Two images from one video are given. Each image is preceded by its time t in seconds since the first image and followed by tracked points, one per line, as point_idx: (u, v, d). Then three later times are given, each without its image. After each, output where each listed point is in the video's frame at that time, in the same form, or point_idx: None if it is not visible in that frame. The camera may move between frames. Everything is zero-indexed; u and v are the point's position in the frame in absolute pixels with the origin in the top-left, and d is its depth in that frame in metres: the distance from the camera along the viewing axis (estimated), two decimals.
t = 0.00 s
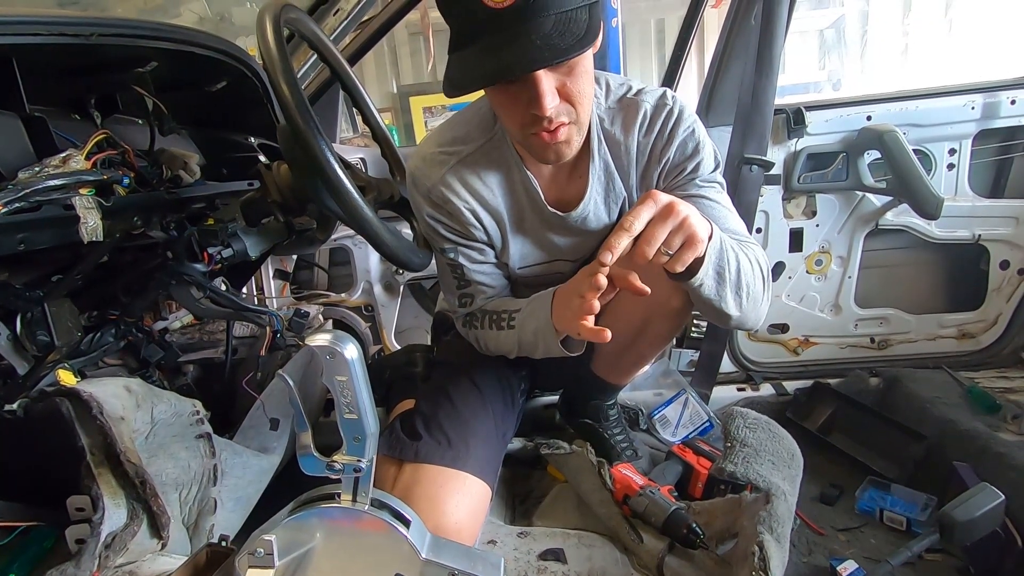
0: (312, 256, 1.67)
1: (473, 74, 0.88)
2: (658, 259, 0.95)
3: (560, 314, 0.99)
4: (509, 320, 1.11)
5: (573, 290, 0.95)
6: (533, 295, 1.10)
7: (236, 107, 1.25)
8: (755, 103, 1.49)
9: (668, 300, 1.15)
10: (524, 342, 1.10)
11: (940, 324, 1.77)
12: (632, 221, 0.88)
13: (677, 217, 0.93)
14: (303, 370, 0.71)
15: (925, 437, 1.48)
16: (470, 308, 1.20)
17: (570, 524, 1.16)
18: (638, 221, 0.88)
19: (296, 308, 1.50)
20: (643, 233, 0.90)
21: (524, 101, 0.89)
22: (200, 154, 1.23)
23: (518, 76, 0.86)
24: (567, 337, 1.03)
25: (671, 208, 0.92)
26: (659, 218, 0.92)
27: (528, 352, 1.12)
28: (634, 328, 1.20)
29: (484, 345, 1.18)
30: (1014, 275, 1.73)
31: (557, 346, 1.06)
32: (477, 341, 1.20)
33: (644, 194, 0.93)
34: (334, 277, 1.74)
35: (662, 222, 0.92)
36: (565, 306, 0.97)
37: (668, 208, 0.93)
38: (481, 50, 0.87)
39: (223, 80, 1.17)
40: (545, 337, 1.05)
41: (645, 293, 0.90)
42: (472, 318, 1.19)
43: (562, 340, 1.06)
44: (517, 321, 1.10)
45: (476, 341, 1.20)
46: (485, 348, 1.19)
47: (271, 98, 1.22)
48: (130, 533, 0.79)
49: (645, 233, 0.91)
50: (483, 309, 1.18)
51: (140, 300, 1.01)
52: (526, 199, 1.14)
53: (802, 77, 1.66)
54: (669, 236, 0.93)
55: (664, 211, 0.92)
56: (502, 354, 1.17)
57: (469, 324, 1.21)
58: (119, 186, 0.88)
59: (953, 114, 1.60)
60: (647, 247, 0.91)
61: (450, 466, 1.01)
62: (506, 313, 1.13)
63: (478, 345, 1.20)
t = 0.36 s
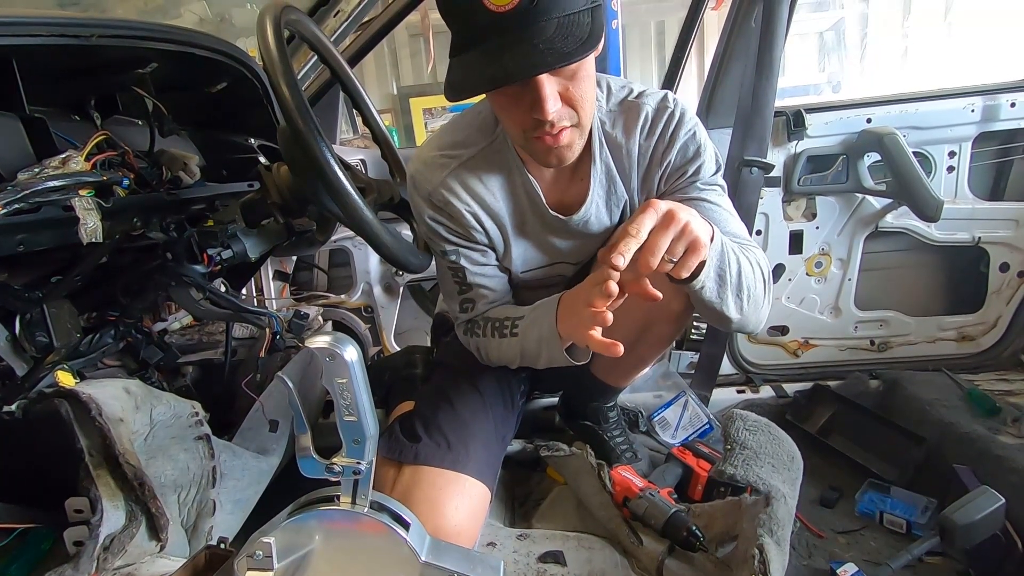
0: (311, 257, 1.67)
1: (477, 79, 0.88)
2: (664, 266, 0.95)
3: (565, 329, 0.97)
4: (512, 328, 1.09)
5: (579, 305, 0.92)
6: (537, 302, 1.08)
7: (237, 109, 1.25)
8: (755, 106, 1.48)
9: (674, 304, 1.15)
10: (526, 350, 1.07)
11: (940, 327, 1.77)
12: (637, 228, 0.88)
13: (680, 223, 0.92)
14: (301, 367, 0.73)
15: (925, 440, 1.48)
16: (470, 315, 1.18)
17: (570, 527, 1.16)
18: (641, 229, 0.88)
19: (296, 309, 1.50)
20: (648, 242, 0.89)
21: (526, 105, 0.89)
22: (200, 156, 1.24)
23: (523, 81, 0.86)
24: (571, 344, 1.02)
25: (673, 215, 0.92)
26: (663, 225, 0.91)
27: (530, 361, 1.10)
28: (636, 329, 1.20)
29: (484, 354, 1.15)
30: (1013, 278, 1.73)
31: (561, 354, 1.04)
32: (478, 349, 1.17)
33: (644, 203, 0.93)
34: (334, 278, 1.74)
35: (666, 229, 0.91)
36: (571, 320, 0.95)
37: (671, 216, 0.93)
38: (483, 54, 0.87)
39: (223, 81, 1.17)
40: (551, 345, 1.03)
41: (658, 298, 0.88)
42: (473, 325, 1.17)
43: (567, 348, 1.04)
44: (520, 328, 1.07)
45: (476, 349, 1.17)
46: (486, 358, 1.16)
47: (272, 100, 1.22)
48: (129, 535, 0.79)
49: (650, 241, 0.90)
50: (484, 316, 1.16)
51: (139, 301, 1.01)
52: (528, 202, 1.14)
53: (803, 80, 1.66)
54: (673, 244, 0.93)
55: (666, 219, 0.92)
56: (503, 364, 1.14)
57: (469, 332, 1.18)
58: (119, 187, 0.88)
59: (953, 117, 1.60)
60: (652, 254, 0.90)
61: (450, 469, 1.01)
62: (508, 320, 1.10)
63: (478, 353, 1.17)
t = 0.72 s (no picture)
0: (311, 258, 1.67)
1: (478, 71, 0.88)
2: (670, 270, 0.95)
3: (573, 337, 0.96)
4: (510, 334, 1.06)
5: (587, 311, 0.91)
6: (538, 308, 1.05)
7: (236, 110, 1.25)
8: (755, 108, 1.48)
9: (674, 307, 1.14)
10: (525, 356, 1.05)
11: (940, 328, 1.77)
12: (645, 231, 0.87)
13: (685, 227, 0.92)
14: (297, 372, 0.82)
15: (925, 442, 1.48)
16: (466, 318, 1.15)
17: (570, 529, 1.16)
18: (651, 230, 0.88)
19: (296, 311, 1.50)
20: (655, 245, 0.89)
21: (527, 101, 0.89)
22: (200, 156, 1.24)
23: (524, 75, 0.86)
24: (574, 351, 0.99)
25: (676, 219, 0.92)
26: (668, 230, 0.91)
27: (527, 370, 1.07)
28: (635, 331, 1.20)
29: (479, 360, 1.12)
30: (1013, 280, 1.73)
31: (563, 363, 1.01)
32: (472, 356, 1.13)
33: (648, 206, 0.93)
34: (333, 279, 1.74)
35: (672, 233, 0.91)
36: (579, 327, 0.93)
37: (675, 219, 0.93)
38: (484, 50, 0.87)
39: (223, 82, 1.16)
40: (553, 355, 1.00)
41: (671, 299, 0.87)
42: (469, 331, 1.13)
43: (571, 357, 1.01)
44: (518, 335, 1.05)
45: (470, 357, 1.14)
46: (481, 366, 1.12)
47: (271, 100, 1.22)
48: (127, 537, 0.81)
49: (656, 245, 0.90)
50: (481, 323, 1.13)
51: (139, 301, 1.01)
52: (528, 203, 1.14)
53: (803, 81, 1.66)
54: (679, 247, 0.93)
55: (670, 223, 0.92)
56: (499, 374, 1.11)
57: (464, 338, 1.15)
58: (118, 188, 0.88)
59: (953, 119, 1.60)
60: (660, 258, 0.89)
61: (449, 471, 1.01)
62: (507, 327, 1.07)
63: (472, 360, 1.14)
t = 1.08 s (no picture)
0: (310, 258, 1.66)
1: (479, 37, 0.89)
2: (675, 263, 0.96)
3: (580, 332, 0.92)
4: (510, 331, 1.01)
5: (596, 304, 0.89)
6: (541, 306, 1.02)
7: (235, 111, 1.25)
8: (755, 110, 1.48)
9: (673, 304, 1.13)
10: (526, 355, 0.99)
11: (939, 330, 1.77)
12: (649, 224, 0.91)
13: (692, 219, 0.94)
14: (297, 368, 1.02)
15: (923, 444, 1.48)
16: (462, 311, 1.10)
17: (568, 530, 1.16)
18: (658, 218, 0.92)
19: (295, 311, 1.50)
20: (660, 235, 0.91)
21: (527, 80, 0.90)
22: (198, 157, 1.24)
23: (521, 47, 0.89)
24: (582, 349, 0.95)
25: (682, 210, 0.94)
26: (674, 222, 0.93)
27: (526, 372, 1.02)
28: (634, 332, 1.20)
29: (473, 360, 1.06)
30: (1012, 281, 1.73)
31: (569, 363, 0.96)
32: (465, 356, 1.07)
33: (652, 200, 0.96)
34: (333, 280, 1.74)
35: (678, 224, 0.93)
36: (587, 322, 0.91)
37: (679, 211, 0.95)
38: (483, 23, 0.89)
39: (222, 82, 1.16)
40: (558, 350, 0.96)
41: (690, 291, 0.88)
42: (465, 329, 1.07)
43: (577, 357, 0.97)
44: (520, 332, 1.00)
45: (465, 357, 1.08)
46: (475, 367, 1.06)
47: (271, 101, 1.22)
48: (124, 538, 0.79)
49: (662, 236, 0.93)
50: (477, 320, 1.06)
51: (137, 302, 1.00)
52: (528, 198, 1.14)
53: (802, 82, 1.66)
54: (684, 239, 0.95)
55: (675, 215, 0.94)
56: (494, 378, 1.06)
57: (459, 336, 1.08)
58: (116, 188, 0.88)
59: (952, 120, 1.60)
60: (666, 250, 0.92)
61: (448, 472, 1.01)
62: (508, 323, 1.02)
63: (465, 362, 1.08)
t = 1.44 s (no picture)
0: (310, 260, 1.66)
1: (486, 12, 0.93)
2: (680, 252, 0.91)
3: (586, 301, 0.85)
4: (509, 311, 0.95)
5: (603, 264, 0.82)
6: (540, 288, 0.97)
7: (235, 112, 1.25)
8: (754, 111, 1.48)
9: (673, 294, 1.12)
10: (524, 336, 0.93)
11: (938, 332, 1.77)
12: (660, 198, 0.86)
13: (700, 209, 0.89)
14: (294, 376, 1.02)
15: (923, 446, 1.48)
16: (457, 297, 1.04)
17: (567, 531, 1.16)
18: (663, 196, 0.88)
19: (294, 313, 1.50)
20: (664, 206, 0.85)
21: (529, 54, 0.93)
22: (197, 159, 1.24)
23: (525, 17, 0.93)
24: (584, 323, 0.88)
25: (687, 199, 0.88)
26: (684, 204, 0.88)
27: (524, 357, 0.95)
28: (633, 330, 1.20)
29: (468, 347, 1.00)
30: (1011, 283, 1.73)
31: (573, 340, 0.90)
32: (459, 346, 1.02)
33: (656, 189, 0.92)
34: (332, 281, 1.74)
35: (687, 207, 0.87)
36: (593, 290, 0.84)
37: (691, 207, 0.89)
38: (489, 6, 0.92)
39: (221, 84, 1.16)
40: (559, 321, 0.89)
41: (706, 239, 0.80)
42: (460, 314, 1.01)
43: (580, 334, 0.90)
44: (520, 310, 0.94)
45: (459, 346, 1.01)
46: (470, 356, 1.00)
47: (271, 103, 1.22)
48: (123, 540, 0.78)
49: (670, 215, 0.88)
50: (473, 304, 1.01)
51: (136, 304, 1.00)
52: (526, 190, 1.14)
53: (801, 84, 1.66)
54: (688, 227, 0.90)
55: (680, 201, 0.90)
56: (490, 368, 0.99)
57: (453, 323, 1.02)
58: (116, 190, 0.88)
59: (951, 122, 1.60)
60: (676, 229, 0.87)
61: (446, 474, 1.01)
62: (505, 303, 0.96)
63: (458, 353, 1.02)
